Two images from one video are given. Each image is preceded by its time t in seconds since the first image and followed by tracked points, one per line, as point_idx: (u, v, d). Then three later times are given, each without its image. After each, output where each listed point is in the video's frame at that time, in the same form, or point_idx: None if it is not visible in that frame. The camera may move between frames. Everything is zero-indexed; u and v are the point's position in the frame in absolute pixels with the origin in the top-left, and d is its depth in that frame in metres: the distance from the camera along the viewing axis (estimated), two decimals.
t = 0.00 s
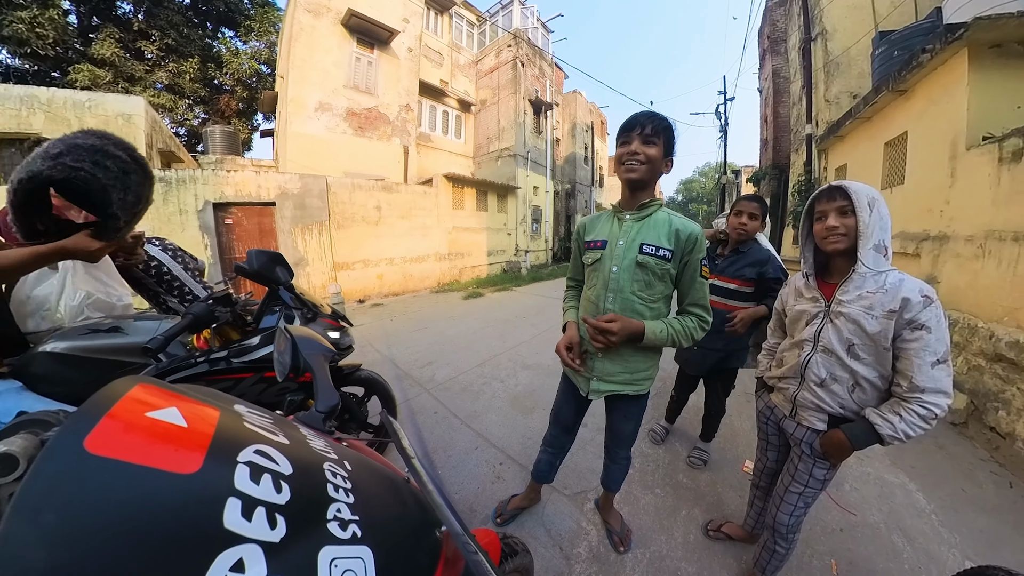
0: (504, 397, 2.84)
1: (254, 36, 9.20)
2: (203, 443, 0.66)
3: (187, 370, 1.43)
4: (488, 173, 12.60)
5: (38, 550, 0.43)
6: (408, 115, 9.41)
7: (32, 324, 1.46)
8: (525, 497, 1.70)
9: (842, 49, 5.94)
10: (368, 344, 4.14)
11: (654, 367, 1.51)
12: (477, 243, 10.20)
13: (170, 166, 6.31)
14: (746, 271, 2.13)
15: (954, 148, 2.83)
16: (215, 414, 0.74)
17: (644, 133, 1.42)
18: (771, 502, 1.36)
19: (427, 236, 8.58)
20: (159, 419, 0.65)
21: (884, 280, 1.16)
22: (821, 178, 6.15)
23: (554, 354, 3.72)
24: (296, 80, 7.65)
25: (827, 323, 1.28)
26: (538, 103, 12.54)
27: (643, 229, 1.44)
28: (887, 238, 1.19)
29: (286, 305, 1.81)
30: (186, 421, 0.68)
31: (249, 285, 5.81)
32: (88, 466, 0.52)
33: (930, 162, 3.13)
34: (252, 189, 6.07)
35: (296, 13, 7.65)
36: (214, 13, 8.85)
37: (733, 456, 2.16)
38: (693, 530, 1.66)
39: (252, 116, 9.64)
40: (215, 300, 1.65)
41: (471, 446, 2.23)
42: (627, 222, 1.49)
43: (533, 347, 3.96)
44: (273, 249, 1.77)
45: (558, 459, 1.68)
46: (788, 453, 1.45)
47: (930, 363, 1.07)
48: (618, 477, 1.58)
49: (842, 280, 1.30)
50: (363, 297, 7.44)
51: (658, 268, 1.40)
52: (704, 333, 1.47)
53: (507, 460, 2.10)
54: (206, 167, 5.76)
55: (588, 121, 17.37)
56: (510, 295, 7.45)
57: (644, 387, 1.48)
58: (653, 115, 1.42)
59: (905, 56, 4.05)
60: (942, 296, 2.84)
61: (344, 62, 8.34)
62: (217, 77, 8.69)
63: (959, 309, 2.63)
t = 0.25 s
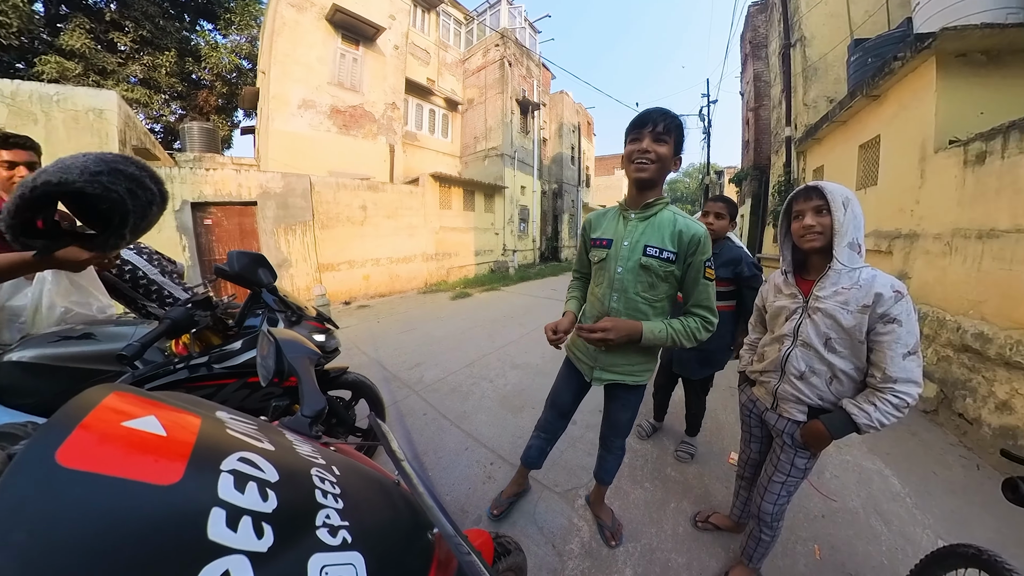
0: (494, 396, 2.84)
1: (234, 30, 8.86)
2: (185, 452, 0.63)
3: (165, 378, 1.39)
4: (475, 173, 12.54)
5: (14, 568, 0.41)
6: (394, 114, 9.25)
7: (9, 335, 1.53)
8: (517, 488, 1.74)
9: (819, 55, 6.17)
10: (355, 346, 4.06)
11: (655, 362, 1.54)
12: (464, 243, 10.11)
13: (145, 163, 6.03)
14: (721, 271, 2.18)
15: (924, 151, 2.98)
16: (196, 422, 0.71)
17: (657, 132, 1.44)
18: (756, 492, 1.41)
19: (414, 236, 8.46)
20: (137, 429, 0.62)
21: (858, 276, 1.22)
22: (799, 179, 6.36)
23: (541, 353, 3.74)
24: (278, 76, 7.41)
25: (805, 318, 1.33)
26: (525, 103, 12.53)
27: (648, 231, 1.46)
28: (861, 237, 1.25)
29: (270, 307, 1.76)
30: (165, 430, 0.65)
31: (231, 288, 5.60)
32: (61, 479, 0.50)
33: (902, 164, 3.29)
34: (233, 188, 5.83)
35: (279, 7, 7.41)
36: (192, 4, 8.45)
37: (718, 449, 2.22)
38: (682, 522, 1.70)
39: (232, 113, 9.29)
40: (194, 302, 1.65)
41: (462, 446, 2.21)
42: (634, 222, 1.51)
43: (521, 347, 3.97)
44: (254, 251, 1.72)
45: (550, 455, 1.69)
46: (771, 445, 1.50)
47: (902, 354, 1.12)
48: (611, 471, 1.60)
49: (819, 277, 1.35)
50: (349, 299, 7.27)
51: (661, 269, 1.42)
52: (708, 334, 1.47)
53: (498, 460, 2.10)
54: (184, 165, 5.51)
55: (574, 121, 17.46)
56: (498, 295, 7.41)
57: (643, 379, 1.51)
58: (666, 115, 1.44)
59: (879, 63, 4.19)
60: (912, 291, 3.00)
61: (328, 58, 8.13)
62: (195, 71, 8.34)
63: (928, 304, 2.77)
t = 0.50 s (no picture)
0: (485, 397, 2.83)
1: (216, 23, 8.56)
2: (166, 462, 0.61)
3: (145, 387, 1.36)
4: (464, 173, 12.47)
5: None
6: (382, 112, 9.10)
7: None
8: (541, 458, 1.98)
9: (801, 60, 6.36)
10: (343, 348, 3.99)
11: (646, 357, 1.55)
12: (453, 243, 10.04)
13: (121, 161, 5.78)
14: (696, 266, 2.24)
15: (899, 153, 3.11)
16: (179, 430, 0.69)
17: (648, 137, 1.47)
18: (744, 485, 1.44)
19: (401, 236, 8.36)
20: (115, 439, 0.59)
21: (838, 273, 1.26)
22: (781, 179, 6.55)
23: (531, 353, 3.74)
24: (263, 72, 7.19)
25: (788, 314, 1.37)
26: (514, 103, 12.52)
27: (635, 228, 1.49)
28: (840, 235, 1.30)
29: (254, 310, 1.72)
30: (146, 440, 0.63)
31: (214, 291, 5.42)
32: (34, 495, 0.47)
33: (880, 164, 3.41)
34: (214, 188, 5.62)
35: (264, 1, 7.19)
36: None
37: (707, 444, 2.27)
38: (673, 516, 1.74)
39: (213, 110, 8.98)
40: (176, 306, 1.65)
41: (454, 448, 2.20)
42: (620, 221, 1.54)
43: (511, 347, 3.96)
44: (239, 253, 1.71)
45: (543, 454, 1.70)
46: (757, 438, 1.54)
47: (880, 347, 1.17)
48: (603, 467, 1.62)
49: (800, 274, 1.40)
50: (337, 301, 7.12)
51: (648, 265, 1.44)
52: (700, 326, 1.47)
53: (490, 460, 2.10)
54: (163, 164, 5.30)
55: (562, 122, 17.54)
56: (487, 296, 7.37)
57: (634, 374, 1.52)
58: (656, 120, 1.47)
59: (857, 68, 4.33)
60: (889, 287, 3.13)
61: (314, 55, 7.94)
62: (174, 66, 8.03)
63: (903, 300, 2.90)
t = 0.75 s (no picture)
0: (476, 398, 2.81)
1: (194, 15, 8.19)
2: (145, 475, 0.58)
3: (122, 395, 1.32)
4: (451, 172, 12.37)
5: None
6: (367, 110, 8.91)
7: None
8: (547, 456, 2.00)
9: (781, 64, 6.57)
10: (330, 351, 3.89)
11: (623, 349, 1.56)
12: (440, 243, 9.93)
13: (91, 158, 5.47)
14: (683, 265, 2.27)
15: (873, 155, 3.26)
16: (159, 441, 0.66)
17: (612, 144, 1.49)
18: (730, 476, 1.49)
19: (387, 236, 8.22)
20: (89, 452, 0.56)
21: (816, 270, 1.31)
22: (762, 180, 6.76)
23: (519, 352, 3.75)
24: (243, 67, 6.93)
25: (769, 310, 1.41)
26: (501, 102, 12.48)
27: (604, 226, 1.52)
28: (818, 233, 1.35)
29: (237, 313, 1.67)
30: (124, 452, 0.60)
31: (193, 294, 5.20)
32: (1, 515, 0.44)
33: (855, 165, 3.56)
34: (192, 187, 5.38)
35: None
36: None
37: (694, 438, 2.32)
38: (664, 509, 1.77)
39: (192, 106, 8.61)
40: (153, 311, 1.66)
41: (445, 450, 2.18)
42: (592, 220, 1.57)
43: (500, 347, 3.95)
44: (219, 254, 1.67)
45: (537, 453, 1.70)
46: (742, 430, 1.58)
47: (856, 341, 1.23)
48: (594, 464, 1.64)
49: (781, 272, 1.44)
50: (322, 303, 6.94)
51: (616, 259, 1.47)
52: (673, 318, 1.47)
53: (481, 461, 2.09)
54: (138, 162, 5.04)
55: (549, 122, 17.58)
56: (476, 296, 7.32)
57: (610, 366, 1.53)
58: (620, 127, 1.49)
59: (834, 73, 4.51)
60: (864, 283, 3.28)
61: (297, 50, 7.70)
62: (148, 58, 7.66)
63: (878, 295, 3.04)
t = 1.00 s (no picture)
0: (467, 398, 2.80)
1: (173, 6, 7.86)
2: (124, 486, 0.55)
3: (99, 400, 1.28)
4: (439, 171, 12.26)
5: None
6: (353, 108, 8.75)
7: None
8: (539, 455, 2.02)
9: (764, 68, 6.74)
10: (318, 354, 3.81)
11: (599, 338, 1.56)
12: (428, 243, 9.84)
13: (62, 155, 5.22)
14: (682, 267, 2.25)
15: (851, 156, 3.38)
16: (139, 449, 0.63)
17: (574, 150, 1.50)
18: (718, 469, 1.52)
19: (375, 236, 8.10)
20: (64, 463, 0.54)
21: (797, 268, 1.35)
22: (746, 180, 6.93)
23: (509, 352, 3.74)
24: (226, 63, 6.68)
25: (752, 307, 1.45)
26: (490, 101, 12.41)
27: (576, 223, 1.55)
28: (798, 232, 1.39)
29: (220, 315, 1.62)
30: (101, 463, 0.57)
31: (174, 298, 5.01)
32: None
33: (834, 166, 3.69)
34: (171, 186, 5.16)
35: None
36: None
37: (682, 433, 2.37)
38: (653, 503, 1.80)
39: (171, 101, 8.28)
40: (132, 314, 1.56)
41: (436, 450, 2.16)
42: (566, 218, 1.61)
43: (490, 346, 3.94)
44: (201, 254, 1.61)
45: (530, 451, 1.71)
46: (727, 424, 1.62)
47: (835, 335, 1.27)
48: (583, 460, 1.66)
49: (763, 269, 1.49)
50: (308, 304, 6.79)
51: (586, 253, 1.49)
52: (642, 307, 1.44)
53: (473, 461, 2.08)
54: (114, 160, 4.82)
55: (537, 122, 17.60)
56: (466, 295, 7.29)
57: (587, 356, 1.55)
58: (583, 131, 1.51)
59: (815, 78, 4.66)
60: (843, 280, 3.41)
61: (282, 45, 7.48)
62: (124, 51, 7.33)
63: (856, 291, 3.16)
